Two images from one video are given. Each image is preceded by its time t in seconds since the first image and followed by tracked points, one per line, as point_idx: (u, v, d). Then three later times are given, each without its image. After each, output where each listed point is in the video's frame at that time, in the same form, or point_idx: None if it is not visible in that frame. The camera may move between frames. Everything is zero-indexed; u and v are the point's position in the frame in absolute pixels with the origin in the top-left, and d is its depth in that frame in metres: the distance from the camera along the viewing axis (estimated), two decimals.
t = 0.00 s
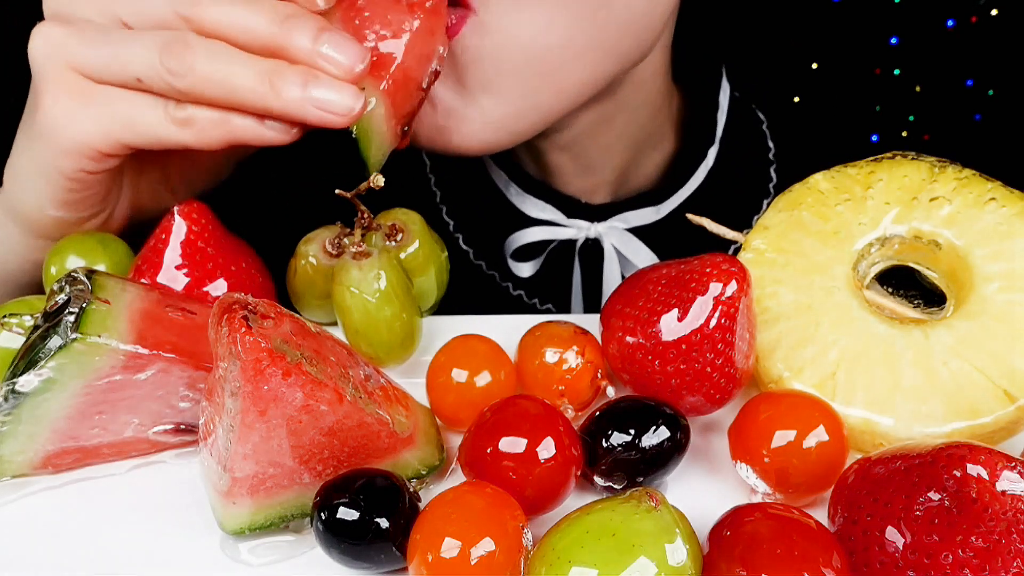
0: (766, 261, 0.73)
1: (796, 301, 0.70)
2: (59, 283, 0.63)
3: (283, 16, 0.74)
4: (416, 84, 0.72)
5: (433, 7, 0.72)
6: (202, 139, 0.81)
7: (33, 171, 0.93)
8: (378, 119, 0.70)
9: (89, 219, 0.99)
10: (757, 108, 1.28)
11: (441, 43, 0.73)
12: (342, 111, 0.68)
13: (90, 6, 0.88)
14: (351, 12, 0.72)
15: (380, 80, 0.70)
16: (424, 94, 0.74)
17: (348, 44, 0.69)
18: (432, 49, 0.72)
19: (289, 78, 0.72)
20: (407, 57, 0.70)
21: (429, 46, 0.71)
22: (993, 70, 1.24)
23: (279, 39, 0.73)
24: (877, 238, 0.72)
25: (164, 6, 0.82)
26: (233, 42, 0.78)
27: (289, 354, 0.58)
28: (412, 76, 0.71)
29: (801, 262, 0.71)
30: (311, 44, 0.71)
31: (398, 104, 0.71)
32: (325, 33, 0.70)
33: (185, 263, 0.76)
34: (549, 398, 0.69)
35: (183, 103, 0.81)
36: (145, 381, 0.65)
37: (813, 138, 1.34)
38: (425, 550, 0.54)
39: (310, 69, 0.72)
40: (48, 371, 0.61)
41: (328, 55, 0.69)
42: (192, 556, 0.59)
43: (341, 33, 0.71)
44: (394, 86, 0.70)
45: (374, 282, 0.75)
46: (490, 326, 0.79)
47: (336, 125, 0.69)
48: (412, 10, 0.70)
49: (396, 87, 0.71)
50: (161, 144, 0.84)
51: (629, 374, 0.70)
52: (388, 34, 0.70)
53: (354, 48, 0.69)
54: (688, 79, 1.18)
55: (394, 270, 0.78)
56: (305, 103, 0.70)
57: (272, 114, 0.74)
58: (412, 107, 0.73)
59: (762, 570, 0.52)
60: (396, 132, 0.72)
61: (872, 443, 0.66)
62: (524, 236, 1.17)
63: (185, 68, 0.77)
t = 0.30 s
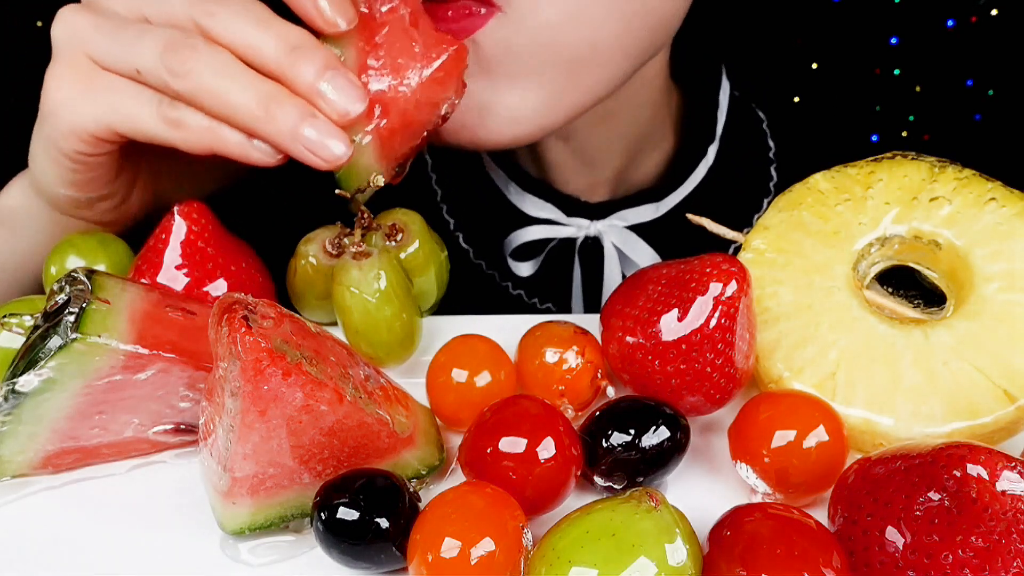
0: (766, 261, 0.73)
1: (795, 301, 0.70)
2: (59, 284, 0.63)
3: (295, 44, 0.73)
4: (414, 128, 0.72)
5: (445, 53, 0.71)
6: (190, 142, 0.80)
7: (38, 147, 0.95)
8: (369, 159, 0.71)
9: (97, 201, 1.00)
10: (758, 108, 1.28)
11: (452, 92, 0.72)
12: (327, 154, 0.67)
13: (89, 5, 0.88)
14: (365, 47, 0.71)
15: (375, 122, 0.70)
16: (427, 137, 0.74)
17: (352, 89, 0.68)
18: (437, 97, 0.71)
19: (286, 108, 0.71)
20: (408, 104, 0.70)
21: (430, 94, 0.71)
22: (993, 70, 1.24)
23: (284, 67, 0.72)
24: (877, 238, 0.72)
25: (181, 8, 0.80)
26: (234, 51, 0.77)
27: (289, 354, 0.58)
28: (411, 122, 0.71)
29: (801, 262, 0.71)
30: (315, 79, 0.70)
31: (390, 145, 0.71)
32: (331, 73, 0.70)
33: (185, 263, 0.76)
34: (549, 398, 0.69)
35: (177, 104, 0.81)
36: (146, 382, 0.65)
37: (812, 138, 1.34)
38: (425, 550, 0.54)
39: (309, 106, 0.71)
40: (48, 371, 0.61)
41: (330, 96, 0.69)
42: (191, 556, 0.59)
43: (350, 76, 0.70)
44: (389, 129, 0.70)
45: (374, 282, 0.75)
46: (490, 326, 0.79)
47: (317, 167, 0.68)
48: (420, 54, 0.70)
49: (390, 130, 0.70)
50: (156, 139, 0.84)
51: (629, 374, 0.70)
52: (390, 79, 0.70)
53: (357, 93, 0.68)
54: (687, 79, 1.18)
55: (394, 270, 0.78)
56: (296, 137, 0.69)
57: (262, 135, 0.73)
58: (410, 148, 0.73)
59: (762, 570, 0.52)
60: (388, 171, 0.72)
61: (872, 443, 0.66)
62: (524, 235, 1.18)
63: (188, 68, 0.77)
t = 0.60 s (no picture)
0: (766, 261, 0.73)
1: (795, 301, 0.70)
2: (59, 284, 0.63)
3: (285, 45, 0.71)
4: (410, 125, 0.69)
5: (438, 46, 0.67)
6: (182, 145, 0.80)
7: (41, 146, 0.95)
8: (364, 158, 0.68)
9: (101, 197, 1.01)
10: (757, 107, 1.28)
11: (448, 83, 0.69)
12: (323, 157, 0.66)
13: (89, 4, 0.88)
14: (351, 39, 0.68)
15: (368, 124, 0.67)
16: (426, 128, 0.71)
17: (342, 87, 0.66)
18: (431, 93, 0.68)
19: (277, 111, 0.70)
20: (401, 103, 0.67)
21: (423, 91, 0.67)
22: (993, 70, 1.24)
23: (273, 69, 0.71)
24: (877, 238, 0.72)
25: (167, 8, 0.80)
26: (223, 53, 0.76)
27: (289, 354, 0.58)
28: (405, 119, 0.68)
29: (801, 261, 0.71)
30: (304, 79, 0.68)
31: (387, 144, 0.69)
32: (322, 71, 0.67)
33: (185, 263, 0.76)
34: (549, 398, 0.69)
35: (169, 108, 0.81)
36: (146, 382, 0.65)
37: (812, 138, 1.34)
38: (425, 550, 0.54)
39: (301, 107, 0.69)
40: (48, 371, 0.61)
41: (319, 95, 0.66)
42: (191, 555, 0.59)
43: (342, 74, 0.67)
44: (384, 129, 0.68)
45: (374, 281, 0.75)
46: (490, 326, 0.79)
47: (313, 172, 0.67)
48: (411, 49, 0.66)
49: (385, 130, 0.68)
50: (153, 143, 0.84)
51: (629, 375, 0.70)
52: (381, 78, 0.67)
53: (349, 91, 0.66)
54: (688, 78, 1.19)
55: (394, 270, 0.77)
56: (289, 142, 0.68)
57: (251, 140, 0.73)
58: (408, 142, 0.70)
59: (762, 570, 0.52)
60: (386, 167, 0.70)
61: (872, 443, 0.66)
62: (524, 232, 1.18)
63: (179, 62, 0.77)
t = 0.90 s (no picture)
0: (766, 261, 0.73)
1: (795, 301, 0.70)
2: (59, 284, 0.63)
3: (297, 40, 0.71)
4: (418, 129, 0.69)
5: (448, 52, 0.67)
6: (191, 139, 0.81)
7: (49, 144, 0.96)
8: (370, 158, 0.69)
9: (109, 191, 1.02)
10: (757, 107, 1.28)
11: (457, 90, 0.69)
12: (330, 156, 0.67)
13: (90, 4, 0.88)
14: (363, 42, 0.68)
15: (376, 125, 0.68)
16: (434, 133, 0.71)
17: (351, 87, 0.66)
18: (440, 99, 0.68)
19: (287, 107, 0.70)
20: (409, 108, 0.67)
21: (431, 97, 0.67)
22: (993, 70, 1.23)
23: (284, 65, 0.71)
24: (877, 238, 0.72)
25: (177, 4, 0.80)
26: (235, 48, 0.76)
27: (289, 354, 0.58)
28: (414, 123, 0.68)
29: (801, 262, 0.71)
30: (314, 78, 0.68)
31: (393, 147, 0.69)
32: (331, 70, 0.67)
33: (184, 263, 0.76)
34: (549, 398, 0.69)
35: (178, 101, 0.81)
36: (145, 382, 0.65)
37: (812, 138, 1.34)
38: (425, 550, 0.54)
39: (311, 105, 0.69)
40: (48, 371, 0.61)
41: (328, 94, 0.66)
42: (191, 555, 0.59)
43: (353, 74, 0.67)
44: (391, 133, 0.68)
45: (374, 281, 0.75)
46: (490, 326, 0.79)
47: (321, 169, 0.68)
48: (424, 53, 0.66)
49: (392, 133, 0.68)
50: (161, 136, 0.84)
51: (629, 374, 0.70)
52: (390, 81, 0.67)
53: (358, 91, 0.66)
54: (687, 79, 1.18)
55: (394, 270, 0.77)
56: (298, 139, 0.68)
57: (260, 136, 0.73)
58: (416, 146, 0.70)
59: (762, 570, 0.52)
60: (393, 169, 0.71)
61: (872, 443, 0.66)
62: (524, 233, 1.17)
63: (182, 61, 0.77)
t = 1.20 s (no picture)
0: (766, 261, 0.73)
1: (795, 301, 0.70)
2: (59, 284, 0.63)
3: (243, 28, 0.70)
4: (372, 123, 0.68)
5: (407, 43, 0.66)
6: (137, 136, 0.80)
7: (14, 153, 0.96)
8: (315, 153, 0.68)
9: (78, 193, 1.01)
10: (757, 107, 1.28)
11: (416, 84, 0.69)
12: (276, 147, 0.65)
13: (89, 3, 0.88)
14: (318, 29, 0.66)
15: (324, 118, 0.66)
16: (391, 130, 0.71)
17: (300, 77, 0.64)
18: (397, 93, 0.68)
19: (236, 97, 0.69)
20: (359, 99, 0.66)
21: (385, 91, 0.67)
22: (993, 70, 1.23)
23: (227, 54, 0.69)
24: (877, 238, 0.72)
25: None
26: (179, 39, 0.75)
27: (289, 354, 0.58)
28: (365, 117, 0.67)
29: (801, 262, 0.71)
30: (257, 66, 0.67)
31: (344, 142, 0.68)
32: (275, 57, 0.66)
33: (184, 263, 0.76)
34: (549, 398, 0.69)
35: (122, 97, 0.81)
36: (145, 382, 0.65)
37: (812, 138, 1.35)
38: (425, 550, 0.54)
39: (254, 94, 0.68)
40: (48, 371, 0.61)
41: (271, 82, 0.65)
42: (191, 556, 0.59)
43: (300, 60, 0.66)
44: (341, 126, 0.67)
45: (374, 281, 0.75)
46: (490, 326, 0.79)
47: (265, 163, 0.66)
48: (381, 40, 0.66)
49: (342, 127, 0.67)
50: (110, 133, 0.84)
51: (629, 374, 0.70)
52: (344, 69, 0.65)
53: (303, 78, 0.64)
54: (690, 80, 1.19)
55: (394, 270, 0.77)
56: (239, 130, 0.67)
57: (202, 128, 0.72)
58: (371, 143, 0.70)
59: (762, 570, 0.52)
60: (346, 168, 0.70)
61: (872, 443, 0.66)
62: (524, 234, 1.18)
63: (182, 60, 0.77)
